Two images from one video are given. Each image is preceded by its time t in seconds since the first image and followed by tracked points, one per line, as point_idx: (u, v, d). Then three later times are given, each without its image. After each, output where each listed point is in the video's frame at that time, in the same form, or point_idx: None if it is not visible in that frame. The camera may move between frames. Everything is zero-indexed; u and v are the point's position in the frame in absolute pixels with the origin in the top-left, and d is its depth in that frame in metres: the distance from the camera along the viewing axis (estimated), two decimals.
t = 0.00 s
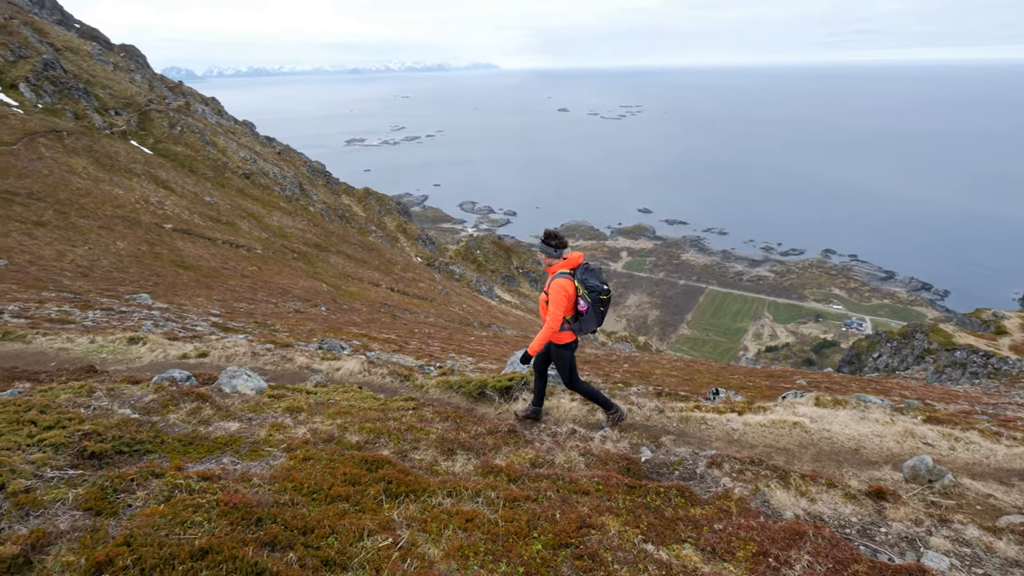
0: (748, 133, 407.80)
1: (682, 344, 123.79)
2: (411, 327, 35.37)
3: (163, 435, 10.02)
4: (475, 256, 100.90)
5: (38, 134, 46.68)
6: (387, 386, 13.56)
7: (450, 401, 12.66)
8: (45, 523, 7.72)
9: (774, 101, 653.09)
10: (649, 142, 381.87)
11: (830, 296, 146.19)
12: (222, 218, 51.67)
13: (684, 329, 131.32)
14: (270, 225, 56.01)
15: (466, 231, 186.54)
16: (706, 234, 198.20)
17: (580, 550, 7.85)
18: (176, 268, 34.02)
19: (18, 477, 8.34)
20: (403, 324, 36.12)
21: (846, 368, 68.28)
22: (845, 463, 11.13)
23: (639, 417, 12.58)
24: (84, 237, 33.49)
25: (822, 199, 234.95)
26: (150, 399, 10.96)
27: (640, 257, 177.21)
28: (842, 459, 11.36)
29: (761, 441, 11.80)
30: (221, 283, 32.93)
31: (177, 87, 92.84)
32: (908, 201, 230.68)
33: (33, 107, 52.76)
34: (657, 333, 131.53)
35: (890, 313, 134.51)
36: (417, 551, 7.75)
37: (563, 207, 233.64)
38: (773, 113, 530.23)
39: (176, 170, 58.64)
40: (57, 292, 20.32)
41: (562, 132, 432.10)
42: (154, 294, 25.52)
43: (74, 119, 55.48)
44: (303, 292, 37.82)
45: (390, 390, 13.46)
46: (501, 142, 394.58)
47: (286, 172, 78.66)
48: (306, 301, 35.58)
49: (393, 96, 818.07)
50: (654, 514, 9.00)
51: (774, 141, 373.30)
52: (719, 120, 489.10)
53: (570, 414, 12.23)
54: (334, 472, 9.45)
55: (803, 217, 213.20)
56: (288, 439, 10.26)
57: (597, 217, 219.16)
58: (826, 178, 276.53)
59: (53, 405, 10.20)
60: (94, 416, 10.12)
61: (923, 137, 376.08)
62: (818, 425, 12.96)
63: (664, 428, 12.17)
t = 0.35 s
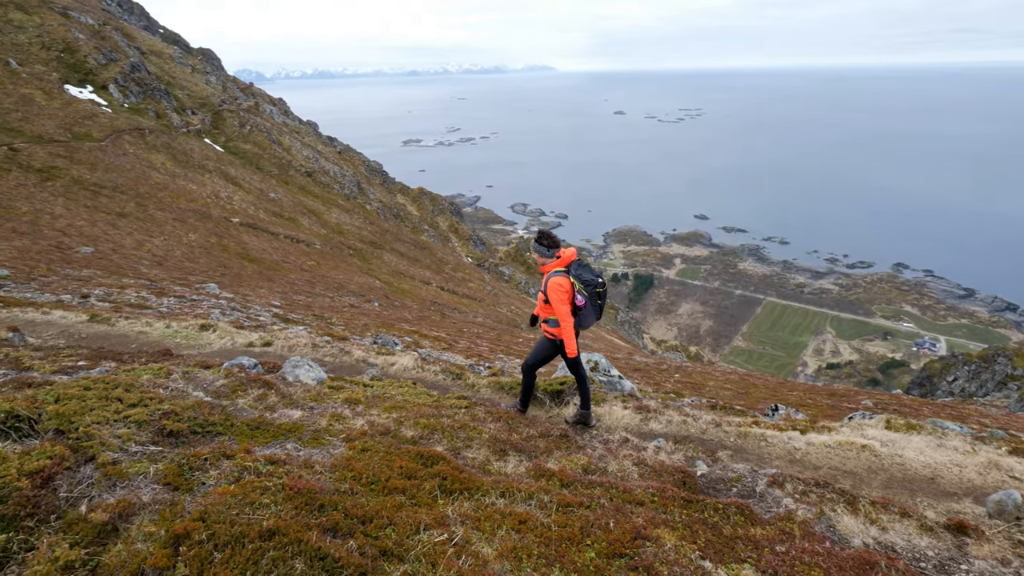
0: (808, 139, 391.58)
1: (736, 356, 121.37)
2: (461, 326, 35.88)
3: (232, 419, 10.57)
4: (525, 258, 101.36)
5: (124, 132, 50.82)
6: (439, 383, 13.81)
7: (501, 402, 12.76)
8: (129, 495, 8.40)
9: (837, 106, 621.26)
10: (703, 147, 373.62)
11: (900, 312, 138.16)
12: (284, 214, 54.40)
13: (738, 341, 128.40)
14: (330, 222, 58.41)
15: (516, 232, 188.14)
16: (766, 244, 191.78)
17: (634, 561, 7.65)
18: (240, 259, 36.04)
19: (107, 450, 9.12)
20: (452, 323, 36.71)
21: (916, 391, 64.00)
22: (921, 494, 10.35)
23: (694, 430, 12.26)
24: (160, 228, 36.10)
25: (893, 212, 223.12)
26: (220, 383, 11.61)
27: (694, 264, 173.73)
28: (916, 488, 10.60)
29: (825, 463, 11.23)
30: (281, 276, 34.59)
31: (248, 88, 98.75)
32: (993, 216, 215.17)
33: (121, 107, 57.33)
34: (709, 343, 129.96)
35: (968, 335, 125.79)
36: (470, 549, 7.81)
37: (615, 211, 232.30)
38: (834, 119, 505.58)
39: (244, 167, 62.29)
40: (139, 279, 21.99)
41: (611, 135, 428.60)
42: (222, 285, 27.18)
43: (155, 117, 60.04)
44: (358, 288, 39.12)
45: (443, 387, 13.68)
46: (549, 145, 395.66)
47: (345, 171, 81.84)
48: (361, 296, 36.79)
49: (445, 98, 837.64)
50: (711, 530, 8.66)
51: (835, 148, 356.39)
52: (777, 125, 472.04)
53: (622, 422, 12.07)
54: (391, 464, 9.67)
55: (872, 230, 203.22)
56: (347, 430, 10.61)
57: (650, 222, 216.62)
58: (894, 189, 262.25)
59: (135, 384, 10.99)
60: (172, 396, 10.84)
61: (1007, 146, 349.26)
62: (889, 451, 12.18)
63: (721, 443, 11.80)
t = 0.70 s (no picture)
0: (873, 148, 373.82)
1: (791, 373, 116.77)
2: (507, 329, 36.19)
3: (293, 409, 11.03)
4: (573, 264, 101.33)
5: (197, 132, 54.36)
6: (488, 384, 13.94)
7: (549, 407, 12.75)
8: (201, 476, 8.96)
9: (903, 113, 587.26)
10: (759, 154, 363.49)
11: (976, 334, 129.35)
12: (340, 212, 56.57)
13: (795, 357, 123.72)
14: (383, 222, 60.24)
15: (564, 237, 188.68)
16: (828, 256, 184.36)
17: None
18: (297, 256, 37.67)
19: (182, 432, 9.76)
20: (498, 325, 37.07)
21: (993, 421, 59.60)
22: (1002, 531, 9.53)
23: (750, 447, 11.87)
24: (225, 223, 38.26)
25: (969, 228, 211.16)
26: (282, 374, 12.15)
27: (749, 275, 169.21)
28: (998, 524, 9.80)
29: (892, 490, 10.61)
30: (335, 273, 35.94)
31: (310, 91, 103.62)
32: None
33: (195, 108, 61.19)
34: (763, 358, 126.25)
35: None
36: (521, 552, 7.81)
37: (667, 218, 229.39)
38: (899, 127, 478.81)
39: (304, 167, 65.28)
40: (206, 271, 23.35)
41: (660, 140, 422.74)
42: (282, 280, 28.54)
43: (225, 119, 63.65)
44: (408, 287, 40.16)
45: (492, 389, 13.82)
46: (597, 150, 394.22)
47: (400, 172, 84.27)
48: (410, 295, 37.74)
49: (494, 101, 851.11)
50: (770, 552, 8.27)
51: (900, 159, 338.93)
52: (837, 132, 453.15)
53: (674, 435, 11.83)
54: (443, 462, 9.83)
55: (945, 246, 192.93)
56: (400, 426, 10.85)
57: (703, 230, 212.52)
58: (966, 204, 246.49)
59: (205, 371, 11.66)
60: (238, 384, 11.44)
61: None
62: (965, 482, 11.33)
63: (778, 462, 11.36)
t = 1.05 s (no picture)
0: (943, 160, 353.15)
1: (851, 395, 111.49)
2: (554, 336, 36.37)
3: (351, 405, 11.43)
4: (621, 272, 100.29)
5: (261, 137, 57.56)
6: (538, 392, 14.06)
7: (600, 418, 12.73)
8: (268, 466, 9.41)
9: (977, 121, 549.74)
10: (816, 164, 350.88)
11: None
12: (392, 216, 58.26)
13: (856, 378, 118.23)
14: (432, 226, 61.82)
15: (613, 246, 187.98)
16: (896, 271, 176.10)
17: None
18: (351, 256, 39.13)
19: (250, 422, 10.31)
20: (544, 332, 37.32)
21: None
22: None
23: (812, 471, 11.34)
24: (283, 224, 40.17)
25: None
26: (340, 370, 12.63)
27: (808, 289, 164.08)
28: None
29: (973, 528, 9.79)
30: (387, 275, 37.03)
31: (367, 98, 107.62)
32: None
33: (261, 113, 64.66)
34: (821, 377, 121.68)
35: None
36: (574, 563, 7.74)
37: (719, 228, 225.37)
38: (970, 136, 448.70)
39: (360, 171, 67.72)
40: (267, 270, 24.65)
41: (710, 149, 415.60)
42: (337, 280, 29.71)
43: (288, 125, 66.46)
44: (455, 290, 41.00)
45: (541, 396, 13.93)
46: (642, 157, 390.65)
47: (449, 177, 86.08)
48: (458, 298, 38.53)
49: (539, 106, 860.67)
50: None
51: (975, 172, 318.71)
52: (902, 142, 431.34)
53: (729, 453, 11.49)
54: (495, 467, 9.93)
55: None
56: (452, 428, 11.06)
57: (758, 241, 207.40)
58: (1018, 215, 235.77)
59: (270, 364, 12.26)
60: (301, 378, 11.97)
61: None
62: None
63: (843, 488, 10.82)
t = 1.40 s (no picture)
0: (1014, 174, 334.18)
1: (913, 421, 106.55)
2: (598, 347, 36.42)
3: (401, 408, 11.71)
4: (668, 284, 100.96)
5: (317, 144, 59.95)
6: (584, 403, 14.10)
7: (647, 433, 12.63)
8: (324, 463, 9.74)
9: None
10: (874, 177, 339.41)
11: None
12: (439, 222, 59.53)
13: (920, 405, 113.21)
14: (478, 232, 63.12)
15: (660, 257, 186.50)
16: (969, 290, 168.62)
17: None
18: (399, 261, 40.12)
19: (306, 419, 10.70)
20: (588, 342, 37.42)
21: None
22: None
23: (875, 502, 10.76)
24: (335, 228, 41.62)
25: None
26: (391, 373, 12.95)
27: (868, 307, 158.08)
28: None
29: None
30: (432, 280, 37.72)
31: (418, 107, 110.66)
32: None
33: (317, 122, 67.32)
34: (880, 401, 117.51)
35: None
36: None
37: (773, 241, 220.96)
38: None
39: (408, 178, 69.59)
40: (319, 272, 25.68)
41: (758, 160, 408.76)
42: (384, 284, 30.58)
43: (342, 132, 68.76)
44: (499, 297, 41.65)
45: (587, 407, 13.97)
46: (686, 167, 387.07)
47: (495, 185, 87.55)
48: (501, 305, 39.12)
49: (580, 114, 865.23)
50: None
51: None
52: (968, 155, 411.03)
53: (785, 477, 11.06)
54: (543, 478, 9.92)
55: None
56: (499, 435, 11.19)
57: (815, 256, 202.42)
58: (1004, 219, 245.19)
59: (326, 364, 12.73)
60: (353, 379, 12.36)
61: None
62: None
63: (910, 522, 10.22)
